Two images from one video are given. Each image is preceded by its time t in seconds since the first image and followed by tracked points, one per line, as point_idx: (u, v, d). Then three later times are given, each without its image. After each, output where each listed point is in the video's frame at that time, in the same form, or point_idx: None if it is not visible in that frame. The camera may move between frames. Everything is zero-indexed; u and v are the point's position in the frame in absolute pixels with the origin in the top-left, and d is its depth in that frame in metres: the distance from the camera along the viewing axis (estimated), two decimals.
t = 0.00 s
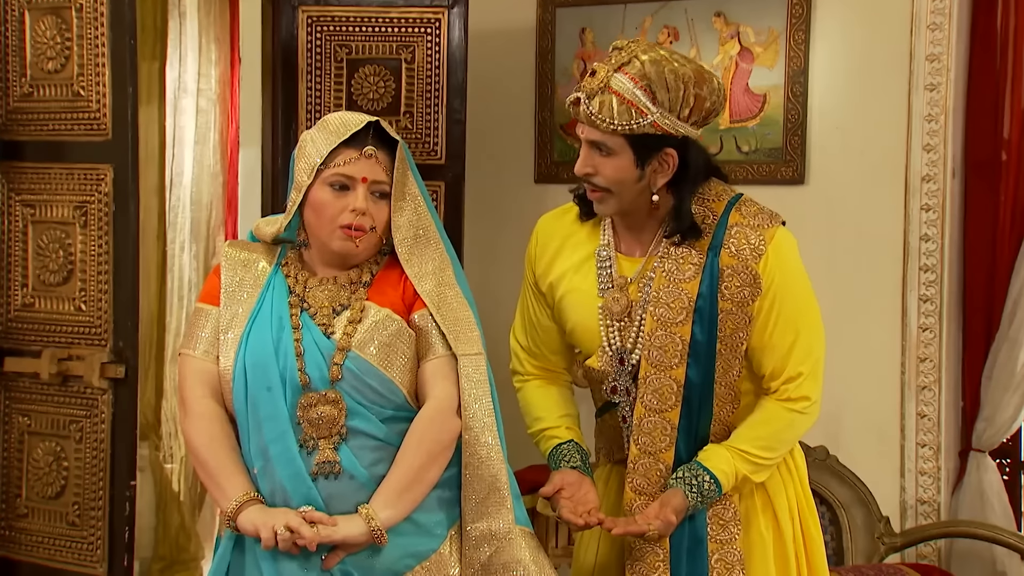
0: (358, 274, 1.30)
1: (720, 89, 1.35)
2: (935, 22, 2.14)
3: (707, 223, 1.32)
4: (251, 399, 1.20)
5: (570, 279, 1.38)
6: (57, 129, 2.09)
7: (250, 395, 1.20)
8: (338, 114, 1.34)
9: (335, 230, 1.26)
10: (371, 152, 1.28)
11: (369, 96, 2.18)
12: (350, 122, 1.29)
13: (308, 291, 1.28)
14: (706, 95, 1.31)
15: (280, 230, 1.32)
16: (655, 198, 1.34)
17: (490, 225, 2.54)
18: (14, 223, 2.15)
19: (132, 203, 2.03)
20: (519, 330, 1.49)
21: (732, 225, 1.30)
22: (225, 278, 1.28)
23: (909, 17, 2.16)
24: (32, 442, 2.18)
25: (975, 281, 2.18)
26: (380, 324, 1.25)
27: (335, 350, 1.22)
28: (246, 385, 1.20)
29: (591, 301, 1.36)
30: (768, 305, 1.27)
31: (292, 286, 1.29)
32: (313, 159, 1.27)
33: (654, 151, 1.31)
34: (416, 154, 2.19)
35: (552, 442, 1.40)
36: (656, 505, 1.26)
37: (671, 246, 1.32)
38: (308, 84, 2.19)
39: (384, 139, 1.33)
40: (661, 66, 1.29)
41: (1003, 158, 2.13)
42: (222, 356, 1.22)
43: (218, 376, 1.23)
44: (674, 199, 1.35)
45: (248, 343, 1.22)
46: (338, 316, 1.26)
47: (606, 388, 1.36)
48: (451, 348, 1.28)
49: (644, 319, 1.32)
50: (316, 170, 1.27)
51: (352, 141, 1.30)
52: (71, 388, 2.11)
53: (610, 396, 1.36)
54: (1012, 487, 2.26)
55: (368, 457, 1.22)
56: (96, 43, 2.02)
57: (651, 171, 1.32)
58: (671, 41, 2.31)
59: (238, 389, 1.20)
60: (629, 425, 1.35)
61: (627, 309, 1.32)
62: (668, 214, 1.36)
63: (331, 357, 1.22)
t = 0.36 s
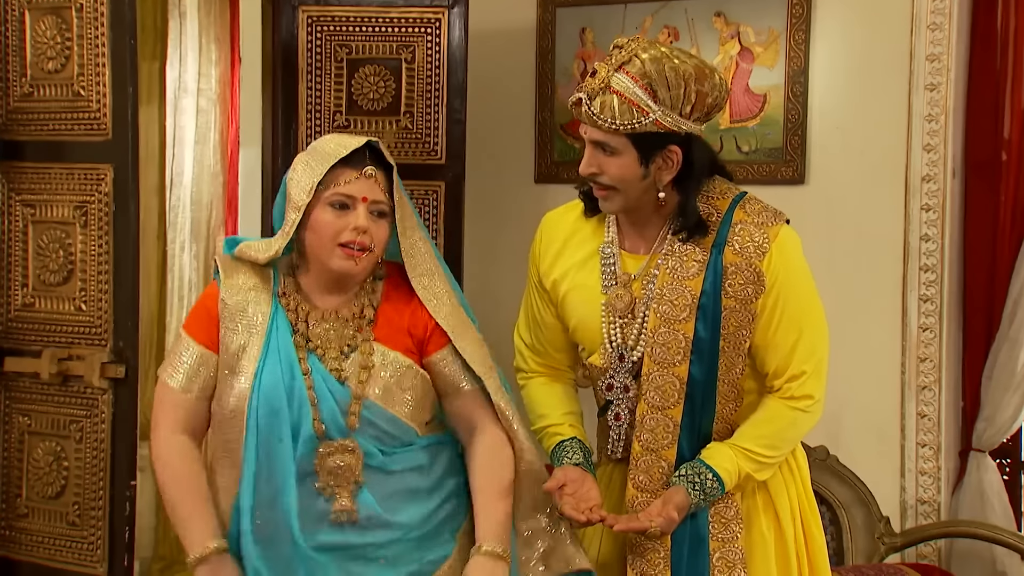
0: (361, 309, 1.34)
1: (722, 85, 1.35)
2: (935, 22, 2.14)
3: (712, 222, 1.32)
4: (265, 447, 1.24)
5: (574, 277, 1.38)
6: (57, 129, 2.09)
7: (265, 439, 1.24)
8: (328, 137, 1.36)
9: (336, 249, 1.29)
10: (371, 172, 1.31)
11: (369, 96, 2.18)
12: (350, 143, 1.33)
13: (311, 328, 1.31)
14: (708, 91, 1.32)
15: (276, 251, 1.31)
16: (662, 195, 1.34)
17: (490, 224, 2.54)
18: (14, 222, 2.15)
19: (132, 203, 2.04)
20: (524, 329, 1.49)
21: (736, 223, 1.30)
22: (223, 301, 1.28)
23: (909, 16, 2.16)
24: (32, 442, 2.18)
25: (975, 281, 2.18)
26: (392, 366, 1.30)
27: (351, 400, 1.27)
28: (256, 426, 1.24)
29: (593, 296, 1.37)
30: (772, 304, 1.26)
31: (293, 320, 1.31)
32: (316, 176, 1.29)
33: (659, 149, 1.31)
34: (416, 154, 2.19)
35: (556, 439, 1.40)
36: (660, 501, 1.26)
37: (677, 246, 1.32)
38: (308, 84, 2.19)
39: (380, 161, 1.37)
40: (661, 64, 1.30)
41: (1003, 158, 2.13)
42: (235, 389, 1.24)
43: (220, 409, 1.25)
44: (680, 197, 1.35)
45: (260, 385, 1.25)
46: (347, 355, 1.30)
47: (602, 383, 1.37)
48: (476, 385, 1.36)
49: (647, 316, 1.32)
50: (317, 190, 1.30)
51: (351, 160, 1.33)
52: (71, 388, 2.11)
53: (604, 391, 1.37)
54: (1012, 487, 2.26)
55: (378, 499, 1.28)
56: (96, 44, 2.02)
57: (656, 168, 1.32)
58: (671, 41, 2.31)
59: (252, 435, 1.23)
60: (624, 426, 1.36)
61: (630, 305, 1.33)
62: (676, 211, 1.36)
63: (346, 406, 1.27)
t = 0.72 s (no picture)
0: (380, 291, 1.49)
1: (718, 79, 1.29)
2: (930, 22, 2.14)
3: (711, 215, 1.28)
4: (293, 417, 1.38)
5: (574, 269, 1.35)
6: (53, 129, 2.11)
7: (294, 417, 1.38)
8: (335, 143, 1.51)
9: (357, 249, 1.44)
10: (380, 175, 1.46)
11: (365, 96, 2.18)
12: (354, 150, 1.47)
13: (334, 314, 1.46)
14: (696, 85, 1.26)
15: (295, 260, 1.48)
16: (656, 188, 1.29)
17: (488, 224, 2.54)
18: (10, 223, 2.16)
19: (128, 204, 2.05)
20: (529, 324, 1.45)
21: (736, 216, 1.26)
22: (246, 310, 1.45)
23: (905, 17, 2.16)
24: (27, 442, 2.18)
25: (971, 282, 2.19)
26: (410, 342, 1.44)
27: (371, 368, 1.41)
28: (287, 403, 1.38)
29: (592, 288, 1.33)
30: (773, 296, 1.22)
31: (316, 308, 1.46)
32: (331, 179, 1.44)
33: (645, 143, 1.27)
34: (411, 154, 2.19)
35: (562, 433, 1.37)
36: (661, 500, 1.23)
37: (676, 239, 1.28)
38: (304, 84, 2.19)
39: (387, 161, 1.51)
40: (649, 56, 1.26)
41: (999, 159, 2.13)
42: (258, 378, 1.40)
43: (242, 395, 1.40)
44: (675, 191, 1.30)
45: (288, 362, 1.40)
46: (368, 334, 1.45)
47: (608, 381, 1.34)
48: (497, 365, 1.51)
49: (646, 308, 1.28)
50: (328, 200, 1.44)
51: (358, 167, 1.47)
52: (67, 388, 2.11)
53: (610, 384, 1.34)
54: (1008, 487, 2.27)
55: (400, 466, 1.42)
56: (92, 47, 2.04)
57: (646, 162, 1.28)
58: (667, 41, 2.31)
59: (278, 409, 1.38)
60: (631, 416, 1.33)
61: (627, 297, 1.29)
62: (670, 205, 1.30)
63: (366, 375, 1.41)
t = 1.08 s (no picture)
0: (397, 267, 1.71)
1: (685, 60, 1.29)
2: (885, 26, 2.17)
3: (671, 201, 1.25)
4: (325, 384, 1.60)
5: (543, 250, 1.33)
6: (16, 130, 2.19)
7: (326, 382, 1.60)
8: (333, 127, 1.72)
9: (375, 217, 1.64)
10: (387, 148, 1.68)
11: (329, 97, 2.20)
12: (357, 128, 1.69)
13: (354, 286, 1.67)
14: (662, 64, 1.25)
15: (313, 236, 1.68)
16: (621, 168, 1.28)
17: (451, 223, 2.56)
18: None
19: (89, 204, 2.13)
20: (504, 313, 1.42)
21: (698, 203, 1.23)
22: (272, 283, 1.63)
23: (860, 20, 2.20)
24: None
25: (925, 280, 2.24)
26: (426, 314, 1.66)
27: (393, 339, 1.63)
28: (318, 372, 1.60)
29: (557, 270, 1.31)
30: (733, 282, 1.20)
31: (338, 281, 1.67)
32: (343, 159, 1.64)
33: (613, 120, 1.26)
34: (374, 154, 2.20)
35: (526, 417, 1.34)
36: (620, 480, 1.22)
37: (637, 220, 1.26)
38: (268, 85, 2.20)
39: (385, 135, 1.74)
40: (616, 36, 1.25)
41: (952, 160, 2.17)
42: (281, 345, 1.60)
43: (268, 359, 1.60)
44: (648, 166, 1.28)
45: (316, 333, 1.61)
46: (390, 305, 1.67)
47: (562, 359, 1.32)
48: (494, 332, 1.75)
49: (607, 289, 1.26)
50: (343, 174, 1.65)
51: (366, 143, 1.69)
52: (29, 387, 2.20)
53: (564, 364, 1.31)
54: (960, 482, 2.35)
55: (420, 426, 1.65)
56: (53, 48, 2.11)
57: (614, 140, 1.27)
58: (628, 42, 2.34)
59: (310, 376, 1.59)
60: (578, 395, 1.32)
61: (589, 280, 1.27)
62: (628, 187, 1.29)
63: (390, 344, 1.63)
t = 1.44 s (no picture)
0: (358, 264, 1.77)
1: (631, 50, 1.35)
2: (825, 33, 2.25)
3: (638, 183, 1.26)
4: (293, 373, 1.64)
5: (498, 237, 1.28)
6: None
7: (291, 371, 1.64)
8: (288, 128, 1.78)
9: (331, 213, 1.71)
10: (340, 147, 1.75)
11: (284, 99, 2.23)
12: (312, 126, 1.75)
13: (317, 280, 1.73)
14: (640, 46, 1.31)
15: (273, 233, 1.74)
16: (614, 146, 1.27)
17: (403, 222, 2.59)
18: None
19: (45, 204, 2.17)
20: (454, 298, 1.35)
21: (664, 184, 1.25)
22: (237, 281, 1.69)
23: (802, 27, 2.27)
24: None
25: (866, 279, 2.31)
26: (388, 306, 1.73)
27: (358, 331, 1.69)
28: (286, 362, 1.64)
29: (518, 259, 1.26)
30: (694, 264, 1.20)
31: (302, 276, 1.73)
32: (297, 160, 1.70)
33: (614, 104, 1.25)
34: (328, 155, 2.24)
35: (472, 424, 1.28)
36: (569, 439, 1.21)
37: (597, 205, 1.25)
38: (223, 87, 2.24)
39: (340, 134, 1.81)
40: (609, 19, 1.27)
41: (890, 162, 2.25)
42: (250, 341, 1.65)
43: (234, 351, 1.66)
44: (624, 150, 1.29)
45: (283, 325, 1.66)
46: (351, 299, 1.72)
47: (531, 340, 1.25)
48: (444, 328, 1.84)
49: (573, 267, 1.22)
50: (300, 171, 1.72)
51: (321, 142, 1.75)
52: None
53: (536, 343, 1.25)
54: (899, 474, 2.44)
55: (381, 416, 1.71)
56: (5, 44, 2.14)
57: (612, 121, 1.26)
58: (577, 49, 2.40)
59: (275, 365, 1.64)
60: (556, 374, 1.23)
61: (559, 260, 1.24)
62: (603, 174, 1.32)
63: (355, 336, 1.69)
